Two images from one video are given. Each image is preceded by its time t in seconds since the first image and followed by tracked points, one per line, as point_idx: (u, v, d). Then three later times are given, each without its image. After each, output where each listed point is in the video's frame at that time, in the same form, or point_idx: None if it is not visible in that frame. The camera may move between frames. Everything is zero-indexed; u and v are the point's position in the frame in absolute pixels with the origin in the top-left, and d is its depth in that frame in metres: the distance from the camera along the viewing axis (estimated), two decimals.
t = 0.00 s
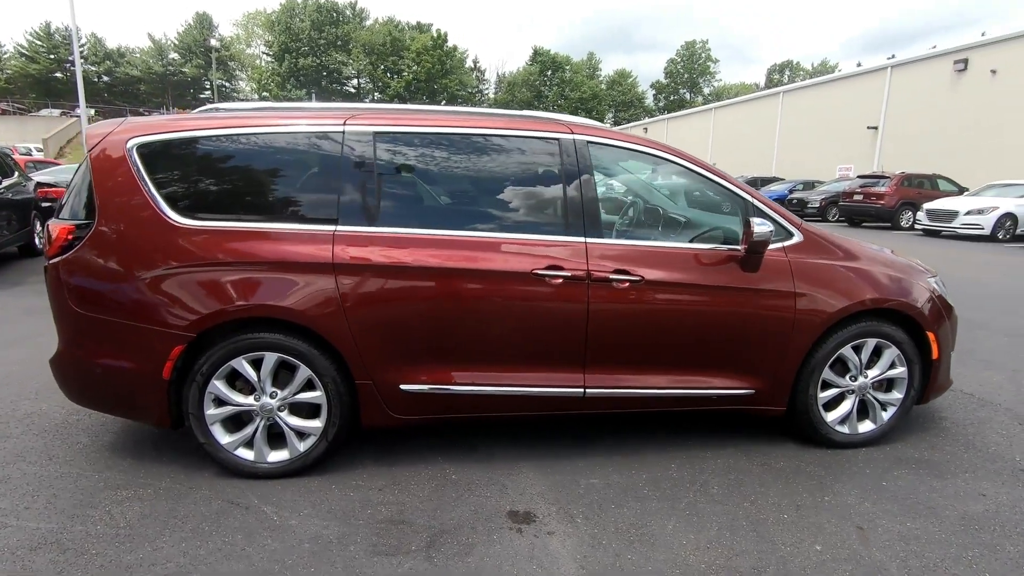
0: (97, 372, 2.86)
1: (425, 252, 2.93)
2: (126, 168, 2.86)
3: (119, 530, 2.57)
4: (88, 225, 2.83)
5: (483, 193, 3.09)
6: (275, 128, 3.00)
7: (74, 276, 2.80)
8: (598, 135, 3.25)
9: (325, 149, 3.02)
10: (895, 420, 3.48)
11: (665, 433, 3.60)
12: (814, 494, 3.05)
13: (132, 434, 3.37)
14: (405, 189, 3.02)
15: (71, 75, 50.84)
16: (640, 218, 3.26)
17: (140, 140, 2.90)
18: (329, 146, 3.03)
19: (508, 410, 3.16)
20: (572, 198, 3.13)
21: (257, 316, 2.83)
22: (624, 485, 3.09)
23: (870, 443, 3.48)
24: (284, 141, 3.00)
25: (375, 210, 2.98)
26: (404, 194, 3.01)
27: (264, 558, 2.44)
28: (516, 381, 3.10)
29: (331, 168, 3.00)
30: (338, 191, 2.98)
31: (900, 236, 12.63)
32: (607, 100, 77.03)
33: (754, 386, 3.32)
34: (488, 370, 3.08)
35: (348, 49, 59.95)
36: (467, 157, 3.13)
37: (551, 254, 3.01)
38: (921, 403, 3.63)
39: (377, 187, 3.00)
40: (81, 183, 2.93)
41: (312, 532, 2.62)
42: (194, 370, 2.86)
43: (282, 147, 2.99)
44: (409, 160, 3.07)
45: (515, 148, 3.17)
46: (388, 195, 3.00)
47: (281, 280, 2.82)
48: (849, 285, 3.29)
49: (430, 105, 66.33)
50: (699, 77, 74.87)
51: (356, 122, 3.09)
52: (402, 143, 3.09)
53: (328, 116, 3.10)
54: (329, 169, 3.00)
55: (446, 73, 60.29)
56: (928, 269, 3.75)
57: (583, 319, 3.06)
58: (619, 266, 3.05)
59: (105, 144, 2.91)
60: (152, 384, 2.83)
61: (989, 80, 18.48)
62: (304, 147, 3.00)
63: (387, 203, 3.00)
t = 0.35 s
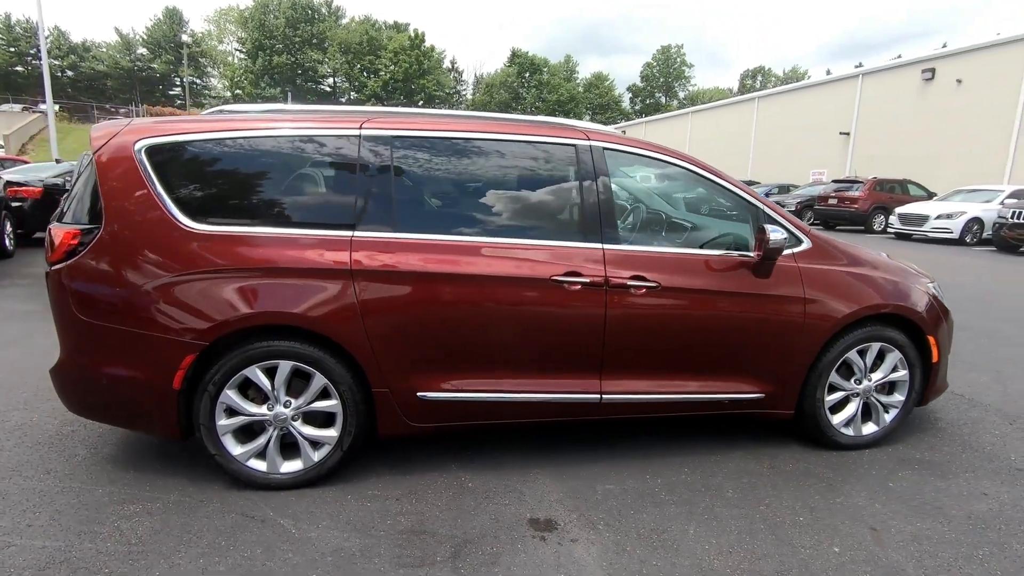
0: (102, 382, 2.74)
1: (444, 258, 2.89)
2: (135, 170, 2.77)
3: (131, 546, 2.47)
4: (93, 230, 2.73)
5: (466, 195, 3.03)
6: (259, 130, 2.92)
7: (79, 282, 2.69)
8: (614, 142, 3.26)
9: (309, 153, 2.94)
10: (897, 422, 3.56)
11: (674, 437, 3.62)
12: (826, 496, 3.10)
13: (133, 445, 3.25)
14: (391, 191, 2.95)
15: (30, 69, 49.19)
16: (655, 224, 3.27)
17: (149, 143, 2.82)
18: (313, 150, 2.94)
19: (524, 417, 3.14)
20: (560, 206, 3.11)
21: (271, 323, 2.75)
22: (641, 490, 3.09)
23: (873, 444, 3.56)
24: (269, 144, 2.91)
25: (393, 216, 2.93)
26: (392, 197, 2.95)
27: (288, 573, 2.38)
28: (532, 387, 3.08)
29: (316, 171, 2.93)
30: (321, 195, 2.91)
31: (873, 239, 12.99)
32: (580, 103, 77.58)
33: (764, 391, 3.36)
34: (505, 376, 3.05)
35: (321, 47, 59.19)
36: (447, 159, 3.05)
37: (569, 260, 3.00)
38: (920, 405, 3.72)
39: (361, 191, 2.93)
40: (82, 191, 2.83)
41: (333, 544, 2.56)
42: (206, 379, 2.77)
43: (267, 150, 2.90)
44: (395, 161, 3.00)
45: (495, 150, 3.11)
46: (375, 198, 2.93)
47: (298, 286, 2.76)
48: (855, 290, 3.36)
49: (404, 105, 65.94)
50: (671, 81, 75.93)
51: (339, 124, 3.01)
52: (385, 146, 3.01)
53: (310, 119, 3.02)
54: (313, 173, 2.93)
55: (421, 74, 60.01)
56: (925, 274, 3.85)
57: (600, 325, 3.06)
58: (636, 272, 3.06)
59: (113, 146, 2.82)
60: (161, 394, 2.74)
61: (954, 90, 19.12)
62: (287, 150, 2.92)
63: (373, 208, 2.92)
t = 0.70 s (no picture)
0: (125, 390, 2.69)
1: (472, 261, 2.88)
2: (162, 173, 2.73)
3: (164, 557, 2.42)
4: (116, 236, 2.69)
5: (453, 196, 2.97)
6: (253, 134, 2.86)
7: (104, 288, 2.64)
8: (637, 144, 3.26)
9: (302, 155, 2.87)
10: (908, 419, 3.64)
11: (693, 437, 3.66)
12: (847, 493, 3.16)
13: (151, 453, 3.19)
14: (397, 192, 2.91)
15: None
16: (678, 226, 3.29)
17: (175, 146, 2.78)
18: (307, 152, 2.88)
19: (551, 419, 3.13)
20: (552, 208, 3.07)
21: (301, 328, 2.71)
22: (667, 490, 3.12)
23: (887, 441, 3.63)
24: (263, 148, 2.85)
25: (423, 219, 2.91)
26: (388, 199, 2.90)
27: None
28: (559, 390, 3.08)
29: (309, 174, 2.86)
30: (316, 198, 2.85)
31: (857, 239, 13.28)
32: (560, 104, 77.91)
33: (784, 390, 3.41)
34: (532, 379, 3.05)
35: (302, 46, 58.62)
36: (436, 159, 3.00)
37: (596, 261, 3.01)
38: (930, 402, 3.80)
39: (355, 193, 2.88)
40: (101, 201, 2.81)
41: (370, 550, 2.54)
42: (233, 385, 2.73)
43: (261, 154, 2.84)
44: (388, 162, 2.94)
45: (482, 151, 3.06)
46: (371, 201, 2.89)
47: (327, 290, 2.72)
48: (871, 290, 3.43)
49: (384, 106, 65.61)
50: (650, 83, 76.67)
51: (331, 126, 2.95)
52: (377, 147, 2.95)
53: (304, 121, 2.95)
54: (308, 175, 2.86)
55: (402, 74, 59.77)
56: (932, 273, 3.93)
57: (627, 327, 3.07)
58: (662, 274, 3.09)
59: (138, 148, 2.78)
60: (190, 401, 2.69)
61: (932, 92, 19.62)
62: (282, 153, 2.86)
63: (371, 212, 2.87)
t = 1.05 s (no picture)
0: (156, 396, 2.67)
1: (503, 264, 2.89)
2: (192, 177, 2.71)
3: (203, 564, 2.39)
4: (149, 240, 2.66)
5: (444, 196, 2.93)
6: (253, 138, 2.81)
7: (134, 294, 2.62)
8: (660, 147, 3.29)
9: (300, 158, 2.83)
10: (920, 414, 3.73)
11: (711, 435, 3.71)
12: (867, 488, 3.23)
13: (175, 459, 3.16)
14: (427, 196, 2.91)
15: None
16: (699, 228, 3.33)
17: (204, 151, 2.76)
18: (303, 155, 2.84)
19: (578, 420, 3.16)
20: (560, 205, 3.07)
21: (333, 332, 2.70)
22: (693, 487, 3.16)
23: (899, 436, 3.72)
24: (261, 151, 2.81)
25: (453, 223, 2.91)
26: (386, 200, 2.87)
27: None
28: (587, 390, 3.10)
29: (307, 175, 2.82)
30: (315, 199, 2.80)
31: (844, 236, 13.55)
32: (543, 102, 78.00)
33: (801, 387, 3.47)
34: (560, 380, 3.06)
35: (283, 43, 57.94)
36: (464, 163, 3.00)
37: (623, 263, 3.04)
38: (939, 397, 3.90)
39: (353, 195, 2.84)
40: (129, 210, 2.79)
41: (409, 554, 2.54)
42: (266, 390, 2.71)
43: (258, 157, 2.79)
44: (385, 163, 2.91)
45: (473, 150, 3.03)
46: (369, 202, 2.85)
47: (360, 294, 2.72)
48: (885, 288, 3.51)
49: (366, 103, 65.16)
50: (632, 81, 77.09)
51: (325, 130, 2.91)
52: (372, 149, 2.92)
53: (302, 126, 2.93)
54: (307, 177, 2.82)
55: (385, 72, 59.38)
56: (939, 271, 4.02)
57: (653, 328, 3.11)
58: (687, 275, 3.13)
59: (167, 152, 2.76)
60: (223, 407, 2.68)
61: (914, 92, 20.03)
62: (279, 156, 2.81)
63: (391, 215, 2.86)
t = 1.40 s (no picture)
0: (166, 407, 2.59)
1: (518, 264, 2.87)
2: (199, 178, 2.62)
3: None
4: (156, 244, 2.57)
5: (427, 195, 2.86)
6: (236, 141, 2.71)
7: (141, 302, 2.52)
8: (669, 147, 3.32)
9: (282, 160, 2.74)
10: (912, 404, 3.85)
11: (715, 430, 3.76)
12: (870, 477, 3.32)
13: (178, 470, 3.05)
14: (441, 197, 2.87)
15: None
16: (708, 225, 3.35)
17: (214, 153, 2.67)
18: (285, 156, 2.75)
19: (592, 419, 3.16)
20: (567, 202, 3.07)
21: (350, 337, 2.65)
22: (704, 482, 3.20)
23: (894, 425, 3.83)
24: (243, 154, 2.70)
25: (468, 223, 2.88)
26: (371, 200, 2.79)
27: None
28: (600, 389, 3.11)
29: (290, 175, 2.73)
30: (296, 200, 2.70)
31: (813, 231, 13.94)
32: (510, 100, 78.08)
33: (804, 381, 3.55)
34: (575, 379, 3.06)
35: (246, 39, 56.66)
36: (477, 163, 2.97)
37: (635, 261, 3.06)
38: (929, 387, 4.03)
39: (336, 195, 2.75)
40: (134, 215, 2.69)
41: (434, 559, 2.50)
42: (280, 398, 2.63)
43: (240, 160, 2.69)
44: (365, 162, 2.83)
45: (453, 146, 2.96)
46: (353, 202, 2.77)
47: (377, 296, 2.66)
48: (881, 283, 3.61)
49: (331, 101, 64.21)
50: (597, 79, 77.76)
51: (309, 130, 2.83)
52: (351, 150, 2.83)
53: (283, 126, 2.83)
54: (291, 177, 2.73)
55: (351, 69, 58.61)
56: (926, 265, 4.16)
57: (664, 326, 3.13)
58: (697, 272, 3.16)
59: (172, 152, 2.66)
60: (237, 415, 2.61)
61: (876, 92, 20.70)
62: (261, 158, 2.72)
63: (407, 215, 2.81)
